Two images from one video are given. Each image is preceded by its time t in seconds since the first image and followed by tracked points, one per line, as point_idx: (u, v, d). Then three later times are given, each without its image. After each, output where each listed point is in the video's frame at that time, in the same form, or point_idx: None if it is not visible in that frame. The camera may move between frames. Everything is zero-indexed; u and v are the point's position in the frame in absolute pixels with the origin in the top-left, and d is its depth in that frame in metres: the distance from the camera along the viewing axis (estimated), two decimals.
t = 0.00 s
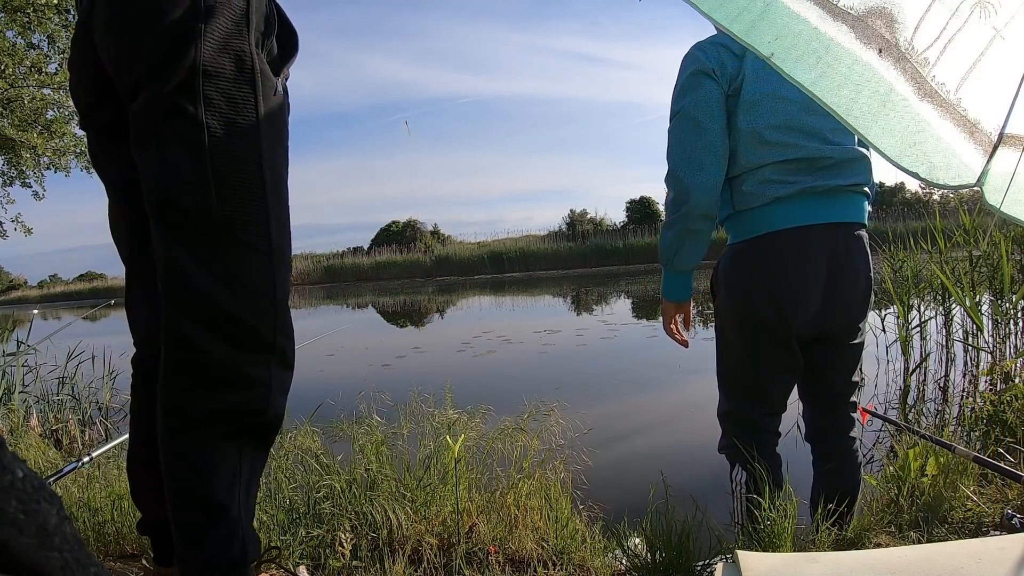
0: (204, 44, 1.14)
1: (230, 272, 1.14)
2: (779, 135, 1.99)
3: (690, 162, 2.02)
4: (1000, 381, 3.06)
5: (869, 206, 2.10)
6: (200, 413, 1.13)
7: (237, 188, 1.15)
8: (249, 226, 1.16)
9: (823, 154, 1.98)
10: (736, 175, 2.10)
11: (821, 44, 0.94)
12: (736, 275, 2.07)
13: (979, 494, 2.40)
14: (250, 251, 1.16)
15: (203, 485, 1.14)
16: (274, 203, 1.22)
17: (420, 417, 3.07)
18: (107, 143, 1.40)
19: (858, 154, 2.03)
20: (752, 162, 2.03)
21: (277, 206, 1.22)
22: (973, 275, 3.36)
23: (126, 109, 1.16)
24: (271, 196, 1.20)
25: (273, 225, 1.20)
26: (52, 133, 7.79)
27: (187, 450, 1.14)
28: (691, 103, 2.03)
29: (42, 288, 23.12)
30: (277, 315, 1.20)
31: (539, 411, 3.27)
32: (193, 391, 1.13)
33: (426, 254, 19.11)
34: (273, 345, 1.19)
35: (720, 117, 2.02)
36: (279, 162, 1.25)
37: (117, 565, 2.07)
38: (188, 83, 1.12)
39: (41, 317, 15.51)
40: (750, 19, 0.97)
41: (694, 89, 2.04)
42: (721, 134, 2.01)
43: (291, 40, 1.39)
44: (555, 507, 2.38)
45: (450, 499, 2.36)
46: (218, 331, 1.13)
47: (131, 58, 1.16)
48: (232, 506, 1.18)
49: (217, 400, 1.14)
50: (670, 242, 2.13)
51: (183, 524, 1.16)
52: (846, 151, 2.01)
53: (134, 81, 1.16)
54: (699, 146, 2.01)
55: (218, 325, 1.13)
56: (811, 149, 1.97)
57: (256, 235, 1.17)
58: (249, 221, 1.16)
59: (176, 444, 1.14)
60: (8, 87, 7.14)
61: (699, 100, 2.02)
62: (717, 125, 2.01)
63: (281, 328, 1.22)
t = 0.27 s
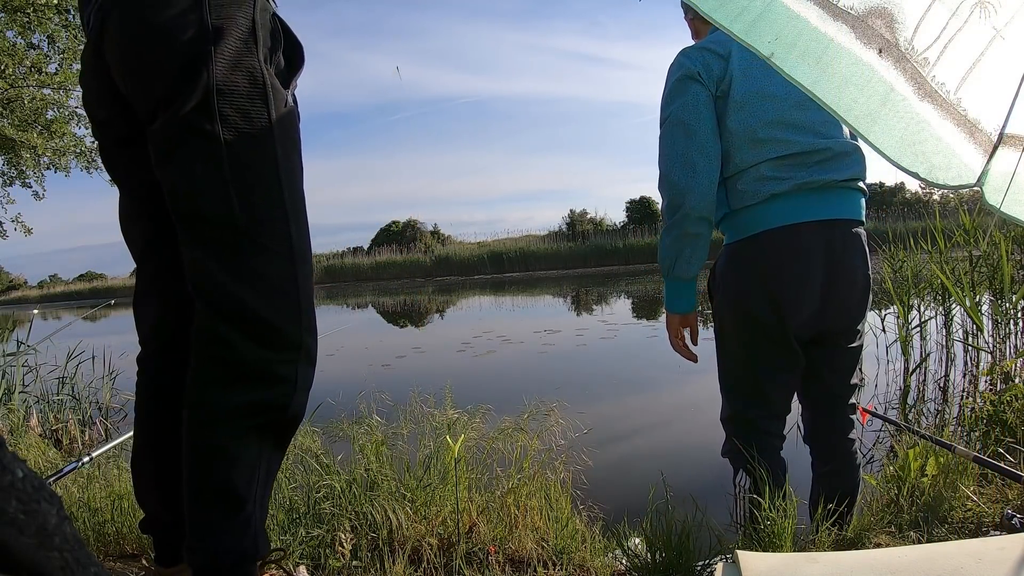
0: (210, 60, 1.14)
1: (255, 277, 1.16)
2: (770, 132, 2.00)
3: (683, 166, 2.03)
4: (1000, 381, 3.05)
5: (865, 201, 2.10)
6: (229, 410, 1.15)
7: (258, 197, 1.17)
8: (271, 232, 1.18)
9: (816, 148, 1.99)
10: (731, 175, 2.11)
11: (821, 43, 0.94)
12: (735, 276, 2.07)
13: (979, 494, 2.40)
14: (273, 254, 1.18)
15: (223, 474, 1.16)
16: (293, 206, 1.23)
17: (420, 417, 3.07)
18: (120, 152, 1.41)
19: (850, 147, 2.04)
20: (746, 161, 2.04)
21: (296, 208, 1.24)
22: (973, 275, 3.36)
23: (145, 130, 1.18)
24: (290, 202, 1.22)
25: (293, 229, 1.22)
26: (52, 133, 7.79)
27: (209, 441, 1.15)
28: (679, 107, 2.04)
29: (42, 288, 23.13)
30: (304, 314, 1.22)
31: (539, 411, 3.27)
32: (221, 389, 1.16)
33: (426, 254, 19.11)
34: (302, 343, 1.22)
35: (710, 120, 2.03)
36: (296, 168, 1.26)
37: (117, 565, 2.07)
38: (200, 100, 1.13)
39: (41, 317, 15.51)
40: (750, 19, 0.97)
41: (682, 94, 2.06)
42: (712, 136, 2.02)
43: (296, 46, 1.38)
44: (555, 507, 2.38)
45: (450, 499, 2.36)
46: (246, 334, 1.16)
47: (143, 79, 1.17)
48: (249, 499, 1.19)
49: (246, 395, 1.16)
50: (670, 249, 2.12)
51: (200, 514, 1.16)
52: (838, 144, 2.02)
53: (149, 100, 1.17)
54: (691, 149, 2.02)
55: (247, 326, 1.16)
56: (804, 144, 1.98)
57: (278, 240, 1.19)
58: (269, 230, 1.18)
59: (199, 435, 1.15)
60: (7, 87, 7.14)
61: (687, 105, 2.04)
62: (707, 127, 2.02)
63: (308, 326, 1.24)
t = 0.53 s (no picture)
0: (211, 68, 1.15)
1: (258, 278, 1.17)
2: (767, 129, 2.01)
3: (680, 166, 2.03)
4: (1000, 381, 3.05)
5: (861, 198, 2.11)
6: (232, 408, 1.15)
7: (259, 202, 1.18)
8: (273, 235, 1.19)
9: (813, 145, 2.00)
10: (728, 174, 2.11)
11: (821, 43, 0.95)
12: (734, 276, 2.07)
13: (979, 495, 2.40)
14: (275, 256, 1.19)
15: (225, 469, 1.15)
16: (295, 210, 1.25)
17: (420, 417, 3.07)
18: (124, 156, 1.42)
19: (846, 145, 2.05)
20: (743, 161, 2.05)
21: (297, 211, 1.25)
22: (973, 275, 3.36)
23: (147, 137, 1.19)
24: (290, 206, 1.23)
25: (294, 232, 1.23)
26: (53, 133, 7.79)
27: (211, 438, 1.15)
28: (674, 108, 2.05)
29: (42, 288, 23.13)
30: (306, 316, 1.23)
31: (539, 411, 3.27)
32: (224, 387, 1.15)
33: (426, 254, 19.10)
34: (304, 343, 1.22)
35: (705, 120, 2.03)
36: (296, 174, 1.27)
37: (117, 565, 2.07)
38: (200, 107, 1.13)
39: (40, 317, 15.51)
40: (750, 18, 0.97)
41: (676, 94, 2.06)
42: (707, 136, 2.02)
43: (295, 59, 1.37)
44: (555, 507, 2.38)
45: (450, 500, 2.36)
46: (250, 335, 1.16)
47: (146, 87, 1.18)
48: (252, 495, 1.18)
49: (250, 393, 1.16)
50: (669, 249, 2.10)
51: (201, 509, 1.15)
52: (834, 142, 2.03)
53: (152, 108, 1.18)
54: (688, 149, 2.02)
55: (251, 326, 1.16)
56: (801, 141, 1.99)
57: (280, 243, 1.20)
58: (270, 235, 1.19)
59: (202, 431, 1.15)
60: (8, 87, 7.14)
61: (682, 107, 2.03)
62: (704, 126, 2.02)
63: (310, 327, 1.25)
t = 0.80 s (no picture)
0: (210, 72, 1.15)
1: (258, 279, 1.17)
2: (766, 130, 2.00)
3: (680, 168, 2.03)
4: (999, 381, 3.05)
5: (860, 199, 2.11)
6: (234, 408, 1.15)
7: (259, 205, 1.18)
8: (272, 237, 1.19)
9: (812, 145, 2.00)
10: (727, 174, 2.10)
11: (821, 43, 0.95)
12: (733, 277, 2.07)
13: (979, 495, 2.40)
14: (275, 258, 1.19)
15: (225, 468, 1.15)
16: (293, 212, 1.25)
17: (420, 417, 3.07)
18: (122, 160, 1.42)
19: (845, 145, 2.05)
20: (743, 161, 2.05)
21: (295, 213, 1.25)
22: (973, 275, 3.36)
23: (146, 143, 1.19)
24: (289, 208, 1.23)
25: (293, 234, 1.23)
26: (53, 133, 7.79)
27: (211, 437, 1.15)
28: (673, 108, 2.04)
29: (42, 288, 23.13)
30: (306, 316, 1.23)
31: (539, 411, 3.27)
32: (225, 388, 1.15)
33: (426, 254, 19.10)
34: (305, 343, 1.22)
35: (704, 120, 2.03)
36: (295, 178, 1.27)
37: (117, 565, 2.07)
38: (198, 110, 1.14)
39: (40, 317, 15.51)
40: (750, 18, 0.98)
41: (676, 94, 2.06)
42: (707, 136, 2.02)
43: (290, 66, 1.37)
44: (555, 506, 2.38)
45: (450, 500, 2.36)
46: (251, 335, 1.16)
47: (146, 93, 1.18)
48: (252, 494, 1.19)
49: (250, 392, 1.16)
50: (670, 253, 2.11)
51: (203, 507, 1.16)
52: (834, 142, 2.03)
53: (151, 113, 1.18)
54: (688, 150, 2.02)
55: (251, 326, 1.16)
56: (800, 141, 1.99)
57: (280, 244, 1.20)
58: (270, 237, 1.19)
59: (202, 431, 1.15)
60: (8, 87, 7.15)
61: (682, 107, 2.03)
62: (703, 127, 2.02)
63: (310, 327, 1.25)
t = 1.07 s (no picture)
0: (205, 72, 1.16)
1: (258, 279, 1.17)
2: (767, 129, 2.01)
3: (681, 165, 2.02)
4: (999, 381, 3.05)
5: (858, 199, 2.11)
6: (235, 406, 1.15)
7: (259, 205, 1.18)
8: (272, 237, 1.19)
9: (812, 146, 2.00)
10: (726, 174, 2.10)
11: (821, 43, 0.95)
12: (732, 276, 2.07)
13: (979, 495, 2.40)
14: (275, 258, 1.19)
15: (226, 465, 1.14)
16: (292, 212, 1.25)
17: (420, 417, 3.08)
18: (115, 164, 1.42)
19: (844, 147, 2.06)
20: (743, 161, 2.05)
21: (294, 213, 1.25)
22: (973, 275, 3.36)
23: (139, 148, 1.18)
24: (288, 208, 1.23)
25: (293, 234, 1.23)
26: (53, 133, 7.78)
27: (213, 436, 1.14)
28: (674, 106, 2.04)
29: (42, 288, 23.13)
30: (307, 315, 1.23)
31: (539, 411, 3.27)
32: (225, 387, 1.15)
33: (426, 254, 19.10)
34: (307, 342, 1.22)
35: (705, 118, 2.03)
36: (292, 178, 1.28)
37: (117, 565, 2.07)
38: (194, 116, 1.14)
39: (40, 317, 15.51)
40: (750, 18, 0.98)
41: (676, 92, 2.06)
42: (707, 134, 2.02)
43: (281, 66, 1.34)
44: (555, 506, 2.38)
45: (450, 500, 2.36)
46: (252, 335, 1.16)
47: (140, 99, 1.18)
48: (256, 493, 1.18)
49: (254, 390, 1.15)
50: (674, 252, 2.12)
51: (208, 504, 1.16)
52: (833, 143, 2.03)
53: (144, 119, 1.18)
54: (688, 148, 2.01)
55: (253, 325, 1.16)
56: (800, 141, 1.99)
57: (280, 244, 1.20)
58: (270, 236, 1.19)
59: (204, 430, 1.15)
60: (7, 87, 7.15)
61: (682, 105, 2.03)
62: (704, 126, 2.02)
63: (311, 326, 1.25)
